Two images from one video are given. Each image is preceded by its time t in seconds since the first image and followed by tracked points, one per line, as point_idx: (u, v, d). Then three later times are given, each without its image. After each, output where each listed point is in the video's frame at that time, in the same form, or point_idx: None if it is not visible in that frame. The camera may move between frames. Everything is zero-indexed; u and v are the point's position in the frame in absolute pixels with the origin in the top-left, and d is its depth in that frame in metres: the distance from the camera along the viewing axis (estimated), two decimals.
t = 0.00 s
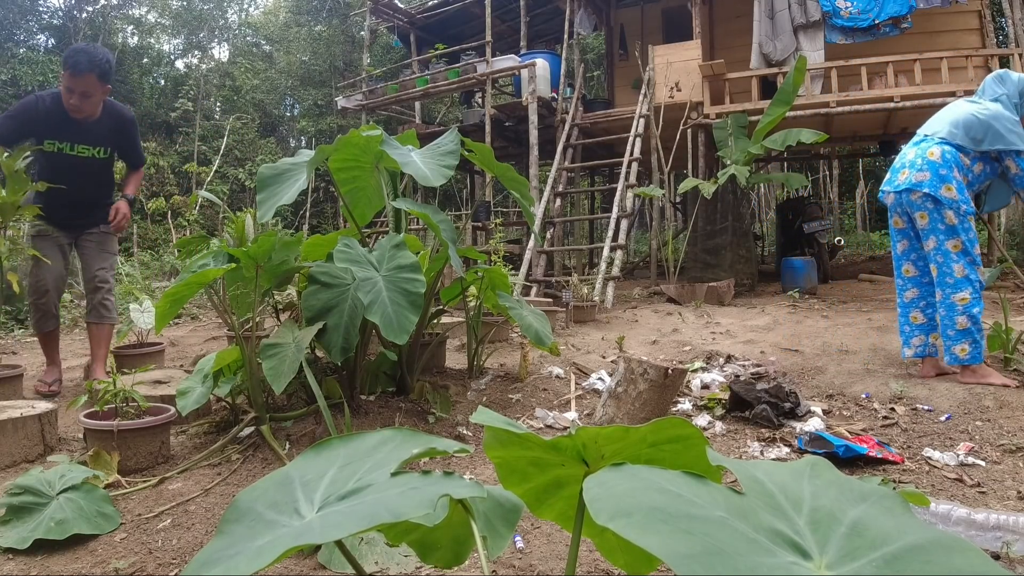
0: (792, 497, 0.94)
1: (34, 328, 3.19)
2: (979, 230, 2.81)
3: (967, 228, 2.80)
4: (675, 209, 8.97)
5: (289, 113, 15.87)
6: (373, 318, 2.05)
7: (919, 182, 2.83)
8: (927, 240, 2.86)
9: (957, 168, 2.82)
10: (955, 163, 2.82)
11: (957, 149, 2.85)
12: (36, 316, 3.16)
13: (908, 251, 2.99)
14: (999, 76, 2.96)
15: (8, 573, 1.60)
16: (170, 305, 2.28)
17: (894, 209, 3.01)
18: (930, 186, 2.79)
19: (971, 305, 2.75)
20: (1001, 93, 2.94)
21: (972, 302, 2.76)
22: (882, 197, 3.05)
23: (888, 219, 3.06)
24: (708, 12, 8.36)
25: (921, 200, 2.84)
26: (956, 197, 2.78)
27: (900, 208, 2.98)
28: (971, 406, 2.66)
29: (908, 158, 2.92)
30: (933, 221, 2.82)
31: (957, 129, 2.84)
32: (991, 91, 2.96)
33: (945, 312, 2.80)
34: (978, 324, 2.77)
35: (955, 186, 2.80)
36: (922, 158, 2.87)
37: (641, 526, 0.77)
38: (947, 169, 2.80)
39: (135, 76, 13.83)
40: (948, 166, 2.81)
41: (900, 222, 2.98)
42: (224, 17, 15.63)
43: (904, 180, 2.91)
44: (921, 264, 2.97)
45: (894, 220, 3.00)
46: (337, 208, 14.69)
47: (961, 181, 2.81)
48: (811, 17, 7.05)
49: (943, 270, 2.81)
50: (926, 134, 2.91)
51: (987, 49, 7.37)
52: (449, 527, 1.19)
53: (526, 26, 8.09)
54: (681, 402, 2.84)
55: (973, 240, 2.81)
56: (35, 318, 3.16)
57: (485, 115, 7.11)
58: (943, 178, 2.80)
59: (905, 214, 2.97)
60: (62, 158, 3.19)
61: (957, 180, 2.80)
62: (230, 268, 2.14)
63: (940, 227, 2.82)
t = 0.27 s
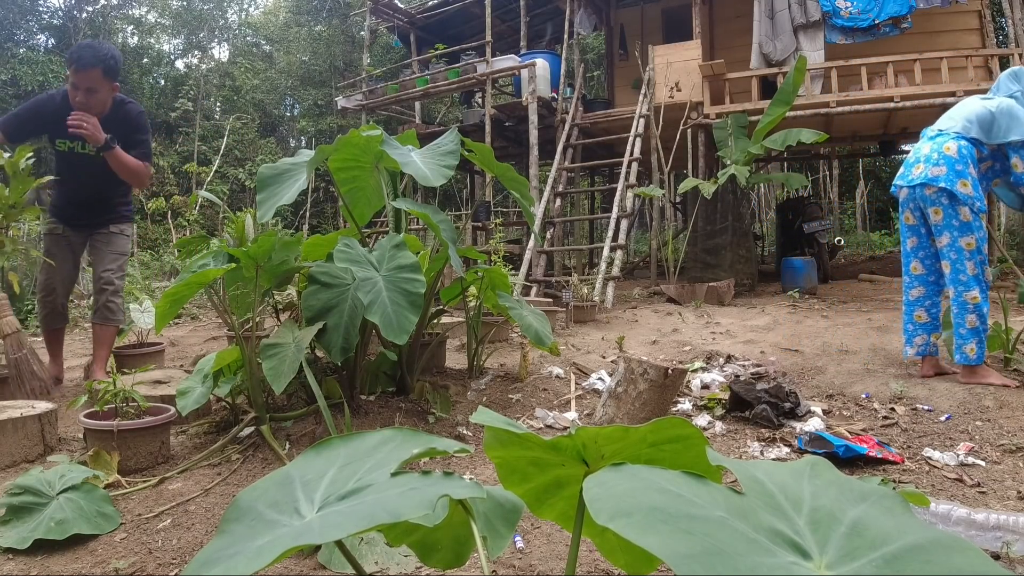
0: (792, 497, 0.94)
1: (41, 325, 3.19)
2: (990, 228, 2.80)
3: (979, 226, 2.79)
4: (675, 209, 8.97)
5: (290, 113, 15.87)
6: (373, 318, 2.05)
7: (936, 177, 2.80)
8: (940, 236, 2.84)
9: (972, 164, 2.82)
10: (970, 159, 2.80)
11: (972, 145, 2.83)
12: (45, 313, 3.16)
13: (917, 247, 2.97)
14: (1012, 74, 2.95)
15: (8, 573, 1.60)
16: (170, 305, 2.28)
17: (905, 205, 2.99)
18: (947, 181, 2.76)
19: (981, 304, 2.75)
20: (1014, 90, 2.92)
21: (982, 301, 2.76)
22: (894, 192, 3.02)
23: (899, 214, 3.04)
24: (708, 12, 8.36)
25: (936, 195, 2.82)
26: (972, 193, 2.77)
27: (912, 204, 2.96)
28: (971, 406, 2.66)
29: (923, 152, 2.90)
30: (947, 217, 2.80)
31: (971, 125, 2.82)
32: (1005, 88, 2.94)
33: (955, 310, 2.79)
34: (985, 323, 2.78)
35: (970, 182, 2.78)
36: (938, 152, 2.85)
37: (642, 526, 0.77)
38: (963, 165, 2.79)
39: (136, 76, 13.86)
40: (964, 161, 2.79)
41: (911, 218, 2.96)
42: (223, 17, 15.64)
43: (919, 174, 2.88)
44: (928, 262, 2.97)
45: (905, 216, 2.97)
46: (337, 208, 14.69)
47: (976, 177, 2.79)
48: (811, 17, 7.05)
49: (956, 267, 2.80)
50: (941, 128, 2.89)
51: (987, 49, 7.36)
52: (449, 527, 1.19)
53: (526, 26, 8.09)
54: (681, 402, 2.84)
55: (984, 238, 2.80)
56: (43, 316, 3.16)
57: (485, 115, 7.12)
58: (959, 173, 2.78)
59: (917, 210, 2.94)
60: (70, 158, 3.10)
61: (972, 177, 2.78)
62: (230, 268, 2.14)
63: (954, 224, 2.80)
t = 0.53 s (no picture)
0: (792, 497, 0.94)
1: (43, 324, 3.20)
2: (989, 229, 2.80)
3: (976, 227, 2.79)
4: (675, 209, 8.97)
5: (290, 113, 15.88)
6: (373, 318, 2.05)
7: (932, 178, 2.82)
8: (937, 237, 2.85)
9: (972, 166, 2.80)
10: (970, 160, 2.80)
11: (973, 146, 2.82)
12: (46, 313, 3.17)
13: (916, 246, 2.97)
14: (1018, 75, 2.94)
15: (8, 573, 1.60)
16: (170, 305, 2.28)
17: (905, 204, 2.99)
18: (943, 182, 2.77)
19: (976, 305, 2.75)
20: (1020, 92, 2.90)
21: (978, 302, 2.76)
22: (895, 190, 3.03)
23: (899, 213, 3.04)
24: (708, 12, 8.36)
25: (932, 195, 2.83)
26: (968, 195, 2.77)
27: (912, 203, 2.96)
28: (971, 407, 2.66)
29: (923, 152, 2.90)
30: (943, 218, 2.81)
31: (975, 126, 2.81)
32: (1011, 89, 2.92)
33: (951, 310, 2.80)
34: (982, 324, 2.77)
35: (967, 183, 2.77)
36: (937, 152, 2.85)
37: (642, 526, 0.77)
38: (962, 166, 2.78)
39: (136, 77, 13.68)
40: (962, 162, 2.79)
41: (910, 217, 2.97)
42: (223, 17, 15.64)
43: (917, 174, 2.89)
44: (927, 261, 2.95)
45: (904, 215, 2.98)
46: (337, 208, 14.70)
47: (974, 178, 2.79)
48: (811, 17, 7.05)
49: (953, 268, 2.80)
50: (942, 129, 2.89)
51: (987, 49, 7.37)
52: (448, 527, 1.19)
53: (526, 26, 8.09)
54: (681, 402, 2.84)
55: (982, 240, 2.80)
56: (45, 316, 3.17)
57: (485, 115, 7.12)
58: (956, 174, 2.78)
59: (916, 209, 2.95)
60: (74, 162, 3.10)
61: (970, 178, 2.78)
62: (230, 268, 2.14)
63: (950, 225, 2.81)
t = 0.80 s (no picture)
0: (792, 497, 0.94)
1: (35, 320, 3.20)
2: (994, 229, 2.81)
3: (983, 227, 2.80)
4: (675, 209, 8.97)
5: (290, 113, 15.88)
6: (373, 318, 2.05)
7: (942, 177, 2.81)
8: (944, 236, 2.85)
9: (978, 165, 2.81)
10: (978, 159, 2.79)
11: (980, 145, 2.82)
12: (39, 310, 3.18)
13: (920, 246, 2.97)
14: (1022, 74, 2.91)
15: (8, 573, 1.60)
16: (170, 305, 2.28)
17: (910, 202, 2.99)
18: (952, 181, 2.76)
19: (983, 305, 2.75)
20: None
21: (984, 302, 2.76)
22: (899, 188, 3.02)
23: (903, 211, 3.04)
24: (708, 12, 8.36)
25: (941, 194, 2.82)
26: (977, 194, 2.76)
27: (917, 202, 2.96)
28: (971, 406, 2.66)
29: (929, 150, 2.89)
30: (953, 217, 2.81)
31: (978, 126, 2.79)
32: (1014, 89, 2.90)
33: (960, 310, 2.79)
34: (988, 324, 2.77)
35: (976, 182, 2.77)
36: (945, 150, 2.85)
37: (643, 526, 0.77)
38: (970, 165, 2.78)
39: (135, 77, 13.76)
40: (971, 161, 2.79)
41: (916, 216, 2.96)
42: (223, 17, 15.64)
43: (925, 172, 2.88)
44: (931, 261, 2.96)
45: (910, 214, 2.97)
46: (337, 208, 14.70)
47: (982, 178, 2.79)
48: (811, 17, 7.05)
49: (961, 268, 2.79)
50: (948, 126, 2.88)
51: (986, 49, 7.37)
52: (449, 527, 1.19)
53: (526, 26, 8.08)
54: (680, 402, 2.84)
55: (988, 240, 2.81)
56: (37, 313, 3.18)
57: (485, 115, 7.12)
58: (965, 173, 2.77)
59: (922, 208, 2.94)
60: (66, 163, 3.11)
61: (978, 177, 2.77)
62: (229, 268, 2.14)
63: (959, 224, 2.81)
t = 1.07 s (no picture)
0: (792, 497, 0.94)
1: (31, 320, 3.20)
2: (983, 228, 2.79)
3: (970, 227, 2.79)
4: (675, 209, 8.98)
5: (290, 113, 15.88)
6: (372, 318, 2.05)
7: (924, 177, 2.84)
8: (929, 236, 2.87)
9: (967, 165, 2.79)
10: (964, 159, 2.79)
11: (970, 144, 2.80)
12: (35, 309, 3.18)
13: (915, 244, 2.98)
14: None
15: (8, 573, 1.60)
16: (170, 305, 2.28)
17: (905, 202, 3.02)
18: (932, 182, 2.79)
19: (970, 303, 2.76)
20: None
21: (974, 301, 2.76)
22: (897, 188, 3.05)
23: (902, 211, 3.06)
24: (708, 12, 8.36)
25: (924, 194, 2.85)
26: (958, 194, 2.77)
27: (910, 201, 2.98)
28: (971, 406, 2.66)
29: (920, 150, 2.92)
30: (935, 217, 2.83)
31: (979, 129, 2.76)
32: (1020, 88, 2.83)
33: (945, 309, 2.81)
34: (978, 322, 2.77)
35: (959, 183, 2.78)
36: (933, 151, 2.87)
37: (643, 525, 0.77)
38: (953, 165, 2.79)
39: (136, 76, 14.07)
40: (955, 162, 2.79)
41: (909, 215, 2.99)
42: (224, 17, 15.64)
43: (913, 172, 2.92)
44: (925, 260, 2.95)
45: (904, 213, 3.00)
46: (337, 208, 14.71)
47: (968, 178, 2.78)
48: (811, 17, 7.04)
49: (946, 267, 2.81)
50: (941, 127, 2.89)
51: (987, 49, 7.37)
52: (450, 527, 1.19)
53: (526, 26, 8.08)
54: (681, 402, 2.84)
55: (977, 239, 2.79)
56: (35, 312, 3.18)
57: (485, 115, 7.12)
58: (946, 174, 2.79)
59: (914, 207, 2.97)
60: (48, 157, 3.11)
61: (961, 178, 2.78)
62: (229, 268, 2.14)
63: (943, 224, 2.82)
